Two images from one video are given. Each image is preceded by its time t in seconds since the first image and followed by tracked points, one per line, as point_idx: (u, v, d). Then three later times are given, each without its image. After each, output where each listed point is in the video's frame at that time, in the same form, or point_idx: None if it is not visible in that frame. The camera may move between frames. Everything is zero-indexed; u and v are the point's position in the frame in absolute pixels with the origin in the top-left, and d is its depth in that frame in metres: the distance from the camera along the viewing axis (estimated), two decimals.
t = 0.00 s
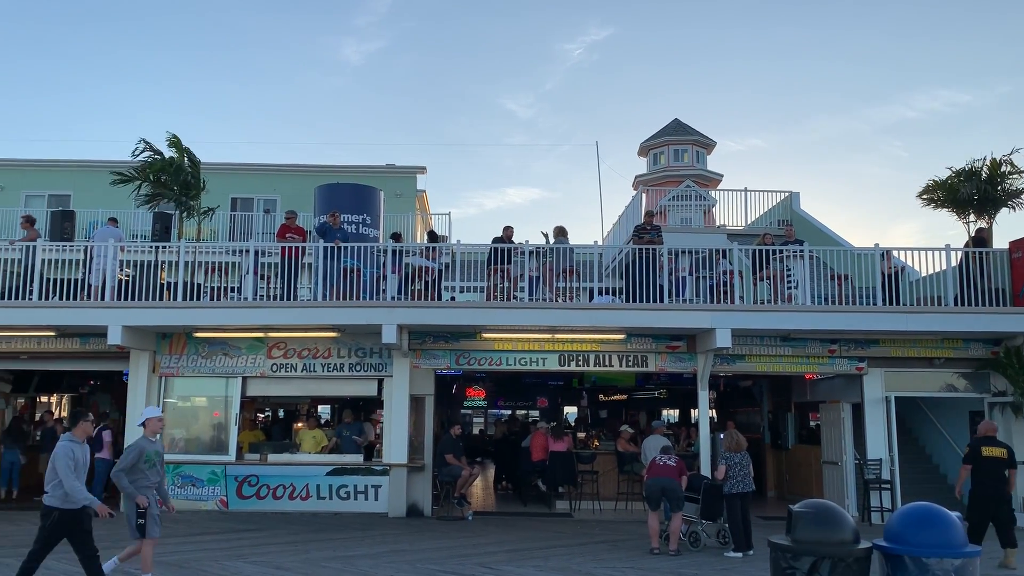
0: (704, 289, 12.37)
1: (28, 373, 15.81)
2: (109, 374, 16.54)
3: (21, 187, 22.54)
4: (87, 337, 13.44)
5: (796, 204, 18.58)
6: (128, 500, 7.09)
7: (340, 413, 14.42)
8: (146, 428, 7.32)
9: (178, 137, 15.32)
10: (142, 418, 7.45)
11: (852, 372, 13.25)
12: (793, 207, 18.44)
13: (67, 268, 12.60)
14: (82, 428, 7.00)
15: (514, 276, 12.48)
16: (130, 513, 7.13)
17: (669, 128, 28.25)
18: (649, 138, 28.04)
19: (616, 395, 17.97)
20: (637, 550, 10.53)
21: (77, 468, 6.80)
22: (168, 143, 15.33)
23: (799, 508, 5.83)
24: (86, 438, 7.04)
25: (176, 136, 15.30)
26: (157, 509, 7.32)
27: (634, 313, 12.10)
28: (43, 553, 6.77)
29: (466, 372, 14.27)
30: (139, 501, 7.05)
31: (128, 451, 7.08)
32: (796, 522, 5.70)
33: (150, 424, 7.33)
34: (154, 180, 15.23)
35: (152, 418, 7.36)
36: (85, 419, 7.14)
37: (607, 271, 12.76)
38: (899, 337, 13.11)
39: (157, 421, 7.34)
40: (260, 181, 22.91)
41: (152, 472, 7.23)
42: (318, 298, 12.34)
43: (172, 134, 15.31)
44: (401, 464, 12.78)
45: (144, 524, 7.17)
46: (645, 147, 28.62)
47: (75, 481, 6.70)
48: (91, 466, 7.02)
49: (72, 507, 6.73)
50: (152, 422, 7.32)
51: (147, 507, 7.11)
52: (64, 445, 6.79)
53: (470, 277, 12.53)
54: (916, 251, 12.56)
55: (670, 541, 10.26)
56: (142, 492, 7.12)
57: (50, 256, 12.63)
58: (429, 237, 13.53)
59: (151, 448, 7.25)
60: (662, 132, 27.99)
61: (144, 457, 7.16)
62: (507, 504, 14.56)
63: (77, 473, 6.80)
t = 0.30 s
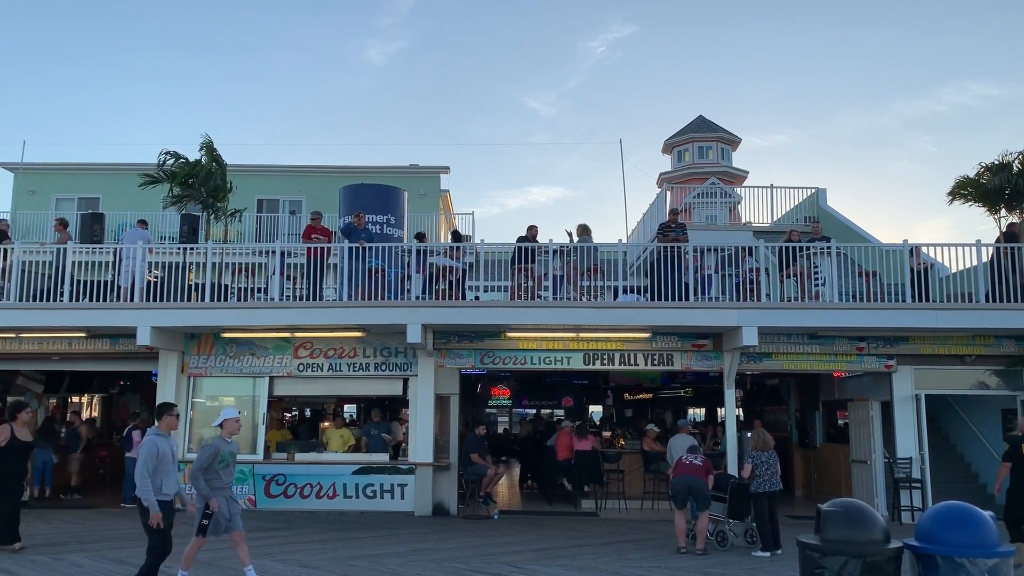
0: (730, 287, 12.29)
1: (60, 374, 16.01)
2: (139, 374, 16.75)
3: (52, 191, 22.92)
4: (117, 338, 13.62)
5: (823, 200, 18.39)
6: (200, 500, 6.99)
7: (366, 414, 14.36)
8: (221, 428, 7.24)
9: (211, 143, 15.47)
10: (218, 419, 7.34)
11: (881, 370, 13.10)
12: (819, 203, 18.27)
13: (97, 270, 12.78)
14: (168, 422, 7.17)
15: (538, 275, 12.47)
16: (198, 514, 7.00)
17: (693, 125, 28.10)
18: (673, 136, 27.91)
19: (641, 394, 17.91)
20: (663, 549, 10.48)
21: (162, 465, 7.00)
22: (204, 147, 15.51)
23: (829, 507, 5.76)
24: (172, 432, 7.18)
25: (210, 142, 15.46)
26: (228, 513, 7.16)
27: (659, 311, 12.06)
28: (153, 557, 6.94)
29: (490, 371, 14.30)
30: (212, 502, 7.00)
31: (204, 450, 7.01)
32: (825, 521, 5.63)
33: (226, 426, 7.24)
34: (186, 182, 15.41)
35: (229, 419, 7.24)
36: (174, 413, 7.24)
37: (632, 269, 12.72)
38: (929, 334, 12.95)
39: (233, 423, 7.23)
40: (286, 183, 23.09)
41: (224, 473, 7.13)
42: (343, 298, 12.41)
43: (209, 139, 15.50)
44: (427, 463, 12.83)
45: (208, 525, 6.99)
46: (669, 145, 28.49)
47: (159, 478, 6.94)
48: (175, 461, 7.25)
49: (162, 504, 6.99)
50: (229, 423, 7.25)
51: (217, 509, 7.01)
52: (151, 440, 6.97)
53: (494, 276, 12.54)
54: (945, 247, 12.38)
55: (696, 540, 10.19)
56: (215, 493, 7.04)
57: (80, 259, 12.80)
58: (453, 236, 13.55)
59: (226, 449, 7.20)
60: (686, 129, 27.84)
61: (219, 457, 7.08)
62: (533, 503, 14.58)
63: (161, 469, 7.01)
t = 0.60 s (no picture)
0: (753, 285, 12.21)
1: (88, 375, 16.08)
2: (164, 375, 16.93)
3: (79, 194, 23.23)
4: (143, 339, 13.77)
5: (847, 197, 18.23)
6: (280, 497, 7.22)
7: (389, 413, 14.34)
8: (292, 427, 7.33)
9: (236, 143, 15.62)
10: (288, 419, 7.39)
11: (907, 368, 12.96)
12: (843, 200, 18.11)
13: (123, 272, 12.93)
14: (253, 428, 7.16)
15: (559, 275, 12.45)
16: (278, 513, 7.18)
17: (715, 122, 27.96)
18: (695, 133, 27.79)
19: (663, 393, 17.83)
20: (687, 549, 10.42)
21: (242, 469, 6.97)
22: (231, 148, 15.65)
23: (854, 507, 5.70)
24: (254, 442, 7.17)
25: (235, 142, 15.61)
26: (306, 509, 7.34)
27: (681, 310, 12.00)
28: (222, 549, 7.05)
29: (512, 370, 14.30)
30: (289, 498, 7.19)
31: (278, 446, 7.26)
32: (851, 521, 5.57)
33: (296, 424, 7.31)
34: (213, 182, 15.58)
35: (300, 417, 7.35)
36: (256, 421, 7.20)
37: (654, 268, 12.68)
38: (956, 332, 12.79)
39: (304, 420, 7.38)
40: (308, 184, 23.24)
41: (300, 470, 7.33)
42: (365, 299, 12.46)
43: (237, 141, 15.65)
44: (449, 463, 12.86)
45: (293, 522, 7.18)
46: (690, 143, 28.37)
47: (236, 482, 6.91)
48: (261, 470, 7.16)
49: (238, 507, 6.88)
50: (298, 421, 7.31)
51: (296, 507, 7.18)
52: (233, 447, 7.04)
53: (516, 276, 12.55)
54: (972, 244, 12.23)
55: (721, 540, 10.12)
56: (292, 489, 7.24)
57: (106, 261, 12.97)
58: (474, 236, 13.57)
59: (300, 446, 7.41)
60: (707, 127, 27.71)
61: (293, 453, 7.31)
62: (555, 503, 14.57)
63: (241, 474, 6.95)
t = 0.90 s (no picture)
0: (771, 283, 12.15)
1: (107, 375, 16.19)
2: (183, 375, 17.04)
3: (98, 197, 23.46)
4: (162, 340, 13.87)
5: (865, 194, 18.09)
6: (344, 502, 7.18)
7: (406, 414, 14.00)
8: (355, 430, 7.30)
9: (248, 144, 15.71)
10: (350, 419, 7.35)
11: (927, 366, 12.85)
12: (861, 197, 17.98)
13: (142, 273, 13.05)
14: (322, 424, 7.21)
15: (575, 274, 12.44)
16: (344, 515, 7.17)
17: (731, 120, 27.83)
18: (711, 131, 27.67)
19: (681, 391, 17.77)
20: (705, 548, 10.38)
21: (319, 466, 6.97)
22: (241, 149, 15.74)
23: (874, 505, 5.65)
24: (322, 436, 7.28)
25: (246, 143, 15.70)
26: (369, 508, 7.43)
27: (698, 308, 11.95)
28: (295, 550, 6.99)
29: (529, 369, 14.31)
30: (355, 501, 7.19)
31: (340, 455, 7.12)
32: (870, 520, 5.52)
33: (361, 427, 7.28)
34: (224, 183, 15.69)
35: (363, 421, 7.27)
36: (324, 415, 7.32)
37: (670, 266, 12.65)
38: (976, 329, 12.68)
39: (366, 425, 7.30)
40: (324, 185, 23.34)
41: (363, 475, 7.30)
42: (382, 299, 12.50)
43: (245, 141, 15.73)
44: (466, 462, 12.88)
45: (361, 523, 7.26)
46: (707, 140, 28.25)
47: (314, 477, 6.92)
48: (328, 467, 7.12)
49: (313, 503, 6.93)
50: (363, 424, 7.26)
51: (363, 508, 7.27)
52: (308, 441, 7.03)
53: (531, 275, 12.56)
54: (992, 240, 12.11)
55: (739, 539, 10.08)
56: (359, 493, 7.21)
57: (125, 263, 13.08)
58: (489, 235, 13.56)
59: (360, 452, 7.32)
60: (724, 124, 27.59)
61: (354, 459, 7.22)
62: (573, 502, 14.57)
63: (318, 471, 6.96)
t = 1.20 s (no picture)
0: (784, 280, 12.10)
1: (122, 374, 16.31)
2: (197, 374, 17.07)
3: (112, 197, 23.61)
4: (176, 340, 13.96)
5: (878, 190, 17.98)
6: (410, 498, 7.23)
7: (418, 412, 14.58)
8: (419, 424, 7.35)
9: (255, 147, 15.81)
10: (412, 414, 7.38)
11: (942, 363, 12.77)
12: (875, 193, 17.87)
13: (156, 273, 13.14)
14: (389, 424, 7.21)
15: (586, 272, 12.40)
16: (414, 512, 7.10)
17: (743, 116, 27.73)
18: (723, 127, 27.57)
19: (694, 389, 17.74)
20: (718, 546, 10.36)
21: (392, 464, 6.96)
22: (250, 151, 15.81)
23: (887, 503, 5.61)
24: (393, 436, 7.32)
25: (253, 146, 15.80)
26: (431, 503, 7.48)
27: (711, 306, 11.92)
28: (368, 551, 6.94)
29: (541, 367, 14.29)
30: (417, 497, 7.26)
31: (406, 447, 7.18)
32: (884, 518, 5.49)
33: (426, 422, 7.35)
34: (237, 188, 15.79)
35: (426, 414, 7.34)
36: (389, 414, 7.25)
37: (682, 264, 12.61)
38: (991, 326, 12.59)
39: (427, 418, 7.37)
40: (336, 184, 23.41)
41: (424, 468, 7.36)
42: (394, 297, 12.53)
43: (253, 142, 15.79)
44: (479, 460, 12.91)
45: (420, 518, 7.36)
46: (719, 137, 28.16)
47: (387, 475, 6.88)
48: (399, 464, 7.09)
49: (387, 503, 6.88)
50: (427, 418, 7.34)
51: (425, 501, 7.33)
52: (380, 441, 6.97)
53: (543, 273, 12.54)
54: (1007, 236, 12.02)
55: (752, 537, 10.05)
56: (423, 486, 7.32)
57: (139, 263, 13.16)
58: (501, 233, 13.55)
59: (423, 445, 7.40)
60: (736, 121, 27.49)
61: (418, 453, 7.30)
62: (585, 500, 14.57)
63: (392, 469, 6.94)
